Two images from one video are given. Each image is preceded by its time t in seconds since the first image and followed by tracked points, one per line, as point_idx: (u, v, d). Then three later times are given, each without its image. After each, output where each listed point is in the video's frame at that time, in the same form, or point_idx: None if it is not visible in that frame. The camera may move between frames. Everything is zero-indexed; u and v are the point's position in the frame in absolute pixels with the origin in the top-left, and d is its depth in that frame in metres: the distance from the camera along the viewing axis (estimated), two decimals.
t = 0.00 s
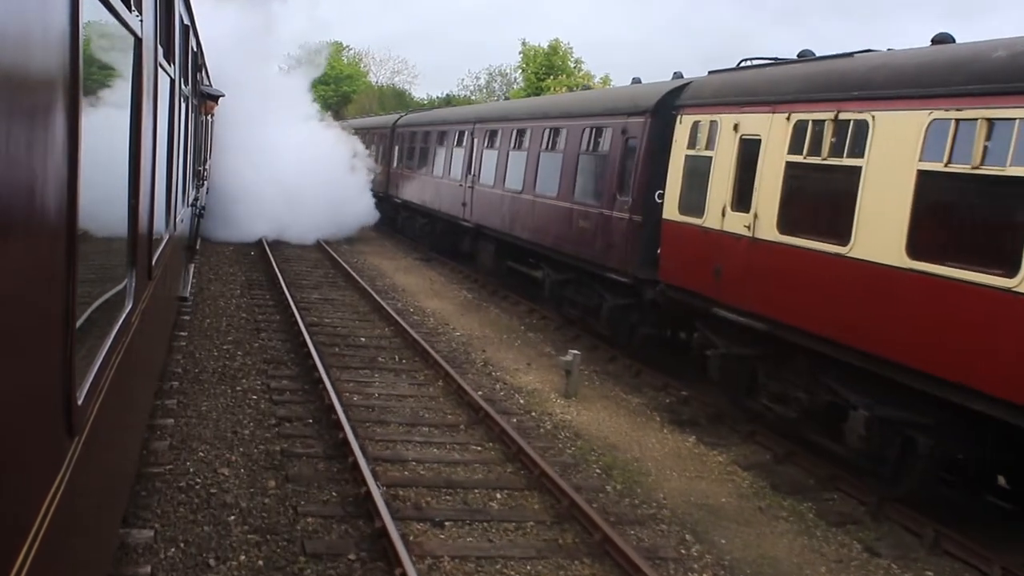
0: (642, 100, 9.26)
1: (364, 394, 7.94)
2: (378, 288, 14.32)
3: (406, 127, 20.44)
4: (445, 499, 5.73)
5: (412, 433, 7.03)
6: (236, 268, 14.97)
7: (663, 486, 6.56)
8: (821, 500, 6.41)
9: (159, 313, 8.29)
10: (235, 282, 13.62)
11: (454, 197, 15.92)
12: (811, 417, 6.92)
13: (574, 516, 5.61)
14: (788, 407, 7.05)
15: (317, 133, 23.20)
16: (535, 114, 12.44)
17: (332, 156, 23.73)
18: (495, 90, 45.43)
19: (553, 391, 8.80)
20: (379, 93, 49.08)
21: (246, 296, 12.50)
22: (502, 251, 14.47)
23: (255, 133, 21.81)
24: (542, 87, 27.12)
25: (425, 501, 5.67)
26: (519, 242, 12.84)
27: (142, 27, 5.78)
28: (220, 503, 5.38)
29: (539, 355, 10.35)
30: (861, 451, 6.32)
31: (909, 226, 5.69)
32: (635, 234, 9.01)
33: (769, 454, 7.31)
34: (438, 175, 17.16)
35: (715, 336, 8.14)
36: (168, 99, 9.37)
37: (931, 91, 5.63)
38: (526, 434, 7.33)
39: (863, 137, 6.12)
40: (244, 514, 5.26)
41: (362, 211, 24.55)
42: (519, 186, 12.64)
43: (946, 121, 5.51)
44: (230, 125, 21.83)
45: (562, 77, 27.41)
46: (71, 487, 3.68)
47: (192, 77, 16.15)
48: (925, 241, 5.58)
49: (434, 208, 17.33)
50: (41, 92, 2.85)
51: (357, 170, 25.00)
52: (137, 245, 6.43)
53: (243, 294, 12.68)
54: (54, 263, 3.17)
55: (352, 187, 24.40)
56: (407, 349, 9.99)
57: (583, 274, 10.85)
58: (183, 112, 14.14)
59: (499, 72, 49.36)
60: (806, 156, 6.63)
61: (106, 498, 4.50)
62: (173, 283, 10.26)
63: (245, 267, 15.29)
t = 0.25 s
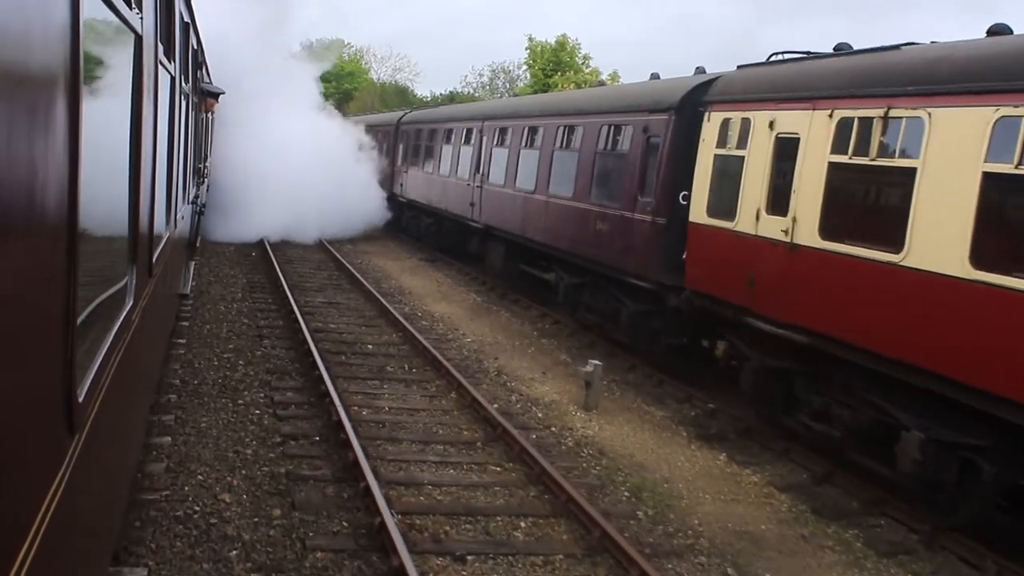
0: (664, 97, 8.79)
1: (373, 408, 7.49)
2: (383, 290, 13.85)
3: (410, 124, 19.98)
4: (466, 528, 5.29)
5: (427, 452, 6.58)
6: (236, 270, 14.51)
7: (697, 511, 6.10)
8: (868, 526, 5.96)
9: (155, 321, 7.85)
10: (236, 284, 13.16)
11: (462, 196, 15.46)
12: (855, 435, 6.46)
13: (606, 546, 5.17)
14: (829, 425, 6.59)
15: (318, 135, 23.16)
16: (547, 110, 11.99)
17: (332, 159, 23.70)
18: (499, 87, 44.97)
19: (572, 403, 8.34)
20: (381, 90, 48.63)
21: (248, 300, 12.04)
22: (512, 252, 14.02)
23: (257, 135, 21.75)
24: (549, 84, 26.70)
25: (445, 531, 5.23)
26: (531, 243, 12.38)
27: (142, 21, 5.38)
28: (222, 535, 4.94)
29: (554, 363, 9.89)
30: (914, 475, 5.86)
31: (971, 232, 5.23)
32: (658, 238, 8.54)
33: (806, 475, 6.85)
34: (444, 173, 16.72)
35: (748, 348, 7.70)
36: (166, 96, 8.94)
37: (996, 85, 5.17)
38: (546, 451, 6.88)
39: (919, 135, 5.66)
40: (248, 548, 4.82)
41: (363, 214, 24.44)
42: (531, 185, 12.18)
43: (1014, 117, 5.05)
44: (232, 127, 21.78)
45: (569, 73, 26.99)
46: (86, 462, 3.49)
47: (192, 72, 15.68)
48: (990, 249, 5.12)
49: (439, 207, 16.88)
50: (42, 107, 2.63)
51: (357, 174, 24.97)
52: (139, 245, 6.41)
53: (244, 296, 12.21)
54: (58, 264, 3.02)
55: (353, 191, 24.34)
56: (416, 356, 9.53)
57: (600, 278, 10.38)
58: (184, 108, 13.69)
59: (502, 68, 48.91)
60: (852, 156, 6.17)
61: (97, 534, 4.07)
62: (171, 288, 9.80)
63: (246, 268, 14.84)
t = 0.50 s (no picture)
0: (691, 94, 8.33)
1: (382, 423, 7.03)
2: (389, 292, 13.38)
3: (416, 120, 19.50)
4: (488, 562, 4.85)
5: (442, 472, 6.13)
6: (236, 269, 14.04)
7: (735, 541, 5.64)
8: (920, 559, 5.50)
9: (149, 329, 7.39)
10: (237, 285, 12.69)
11: (470, 195, 14.98)
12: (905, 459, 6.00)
13: None
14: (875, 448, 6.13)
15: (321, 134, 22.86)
16: (562, 107, 11.51)
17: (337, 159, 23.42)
18: (504, 83, 44.47)
19: (593, 418, 7.87)
20: (384, 86, 48.17)
21: (249, 301, 11.57)
22: (523, 252, 13.54)
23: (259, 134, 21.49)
24: (558, 80, 26.21)
25: (466, 566, 4.79)
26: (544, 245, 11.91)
27: (138, 11, 4.96)
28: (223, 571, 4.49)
29: (571, 373, 9.43)
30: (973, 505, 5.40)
31: None
32: (685, 244, 8.07)
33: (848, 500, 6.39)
34: (451, 171, 16.24)
35: (782, 362, 7.25)
36: (165, 90, 8.49)
37: None
38: (569, 471, 6.43)
39: (984, 136, 5.19)
40: None
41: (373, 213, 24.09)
42: (544, 184, 11.71)
43: None
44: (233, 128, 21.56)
45: (578, 69, 26.55)
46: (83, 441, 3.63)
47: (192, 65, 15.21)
48: None
49: (446, 206, 16.41)
50: (43, 87, 2.69)
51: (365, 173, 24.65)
52: (138, 242, 6.42)
53: (244, 298, 11.75)
54: (59, 261, 3.08)
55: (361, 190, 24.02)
56: (426, 364, 9.07)
57: (619, 283, 9.92)
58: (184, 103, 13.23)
59: (507, 65, 48.44)
60: (907, 158, 5.71)
61: None
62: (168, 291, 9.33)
63: (247, 268, 14.36)
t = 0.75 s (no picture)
0: (725, 85, 7.77)
1: (398, 444, 6.46)
2: (397, 294, 12.84)
3: (421, 115, 18.95)
4: None
5: (465, 498, 5.61)
6: (237, 271, 13.48)
7: None
8: None
9: (144, 341, 6.82)
10: (237, 287, 12.13)
11: (479, 192, 14.44)
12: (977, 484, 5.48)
13: None
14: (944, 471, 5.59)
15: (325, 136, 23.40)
16: (579, 100, 10.96)
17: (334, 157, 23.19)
18: (507, 77, 43.92)
19: (622, 433, 7.35)
20: (386, 81, 47.69)
21: (250, 305, 11.00)
22: (536, 252, 12.99)
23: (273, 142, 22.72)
24: (566, 74, 25.68)
25: None
26: (559, 246, 11.38)
27: None
28: None
29: (594, 383, 8.90)
30: None
31: None
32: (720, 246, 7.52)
33: (908, 527, 5.86)
34: (459, 168, 15.70)
35: (832, 374, 6.70)
36: (161, 84, 7.94)
37: None
38: (602, 496, 5.90)
39: None
40: None
41: (371, 211, 23.86)
42: (560, 182, 11.17)
43: None
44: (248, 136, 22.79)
45: (587, 63, 26.07)
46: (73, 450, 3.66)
47: (190, 59, 14.65)
48: None
49: (454, 204, 15.87)
50: (44, 76, 2.73)
51: (361, 171, 24.43)
52: (138, 243, 6.39)
53: (246, 302, 11.19)
54: (58, 258, 3.14)
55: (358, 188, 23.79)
56: (440, 373, 8.53)
57: (643, 286, 9.37)
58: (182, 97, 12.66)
59: (510, 59, 47.90)
60: (982, 156, 5.21)
61: None
62: (167, 297, 8.77)
63: (249, 269, 13.82)
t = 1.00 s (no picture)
0: (756, 80, 7.32)
1: (413, 465, 6.00)
2: (404, 297, 12.40)
3: (426, 112, 18.49)
4: None
5: (490, 527, 5.17)
6: (238, 273, 13.03)
7: None
8: None
9: (140, 355, 6.35)
10: (239, 291, 11.68)
11: (489, 192, 14.00)
12: None
13: None
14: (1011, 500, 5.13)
15: (326, 131, 23.24)
16: (595, 96, 10.50)
17: (335, 151, 23.07)
18: (510, 73, 43.48)
19: (651, 451, 6.90)
20: (388, 77, 47.24)
21: (252, 310, 10.55)
22: (548, 254, 12.54)
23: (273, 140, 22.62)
24: (573, 69, 25.26)
25: None
26: (575, 248, 10.93)
27: None
28: None
29: (615, 394, 8.45)
30: None
31: None
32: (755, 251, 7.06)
33: (967, 557, 5.42)
34: (467, 166, 15.25)
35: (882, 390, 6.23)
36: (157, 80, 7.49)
37: None
38: (635, 522, 5.47)
39: None
40: None
41: (375, 204, 23.76)
42: (576, 181, 10.72)
43: None
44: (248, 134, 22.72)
45: (594, 57, 25.65)
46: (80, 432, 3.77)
47: (190, 54, 14.19)
48: None
49: (462, 203, 15.43)
50: (45, 70, 2.84)
51: (365, 163, 24.30)
52: (137, 243, 6.46)
53: (248, 307, 10.75)
54: (60, 257, 3.20)
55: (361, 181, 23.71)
56: (454, 383, 8.09)
57: (665, 292, 8.92)
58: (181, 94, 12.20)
59: (513, 54, 47.45)
60: None
61: None
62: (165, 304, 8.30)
63: (251, 271, 13.37)
